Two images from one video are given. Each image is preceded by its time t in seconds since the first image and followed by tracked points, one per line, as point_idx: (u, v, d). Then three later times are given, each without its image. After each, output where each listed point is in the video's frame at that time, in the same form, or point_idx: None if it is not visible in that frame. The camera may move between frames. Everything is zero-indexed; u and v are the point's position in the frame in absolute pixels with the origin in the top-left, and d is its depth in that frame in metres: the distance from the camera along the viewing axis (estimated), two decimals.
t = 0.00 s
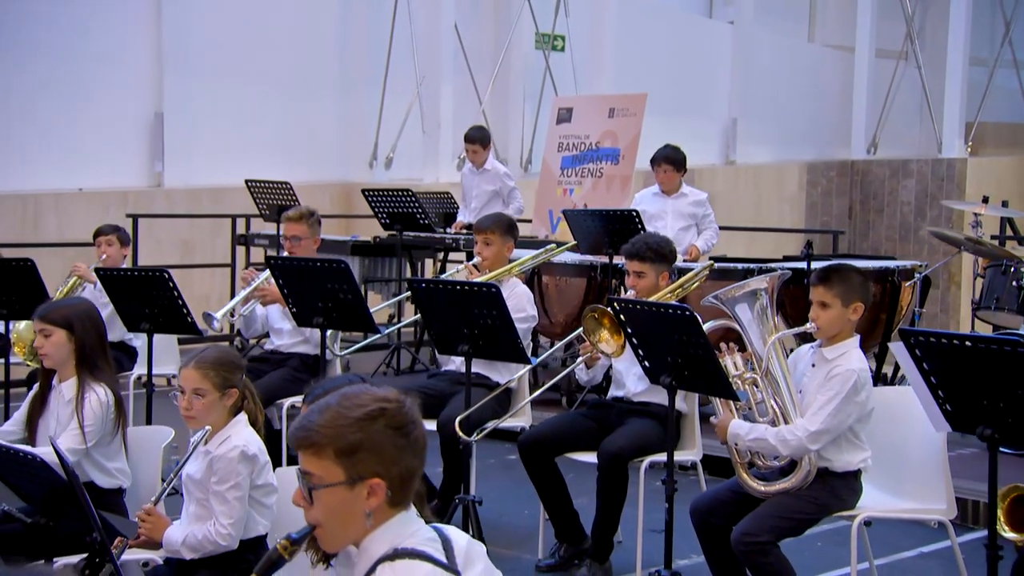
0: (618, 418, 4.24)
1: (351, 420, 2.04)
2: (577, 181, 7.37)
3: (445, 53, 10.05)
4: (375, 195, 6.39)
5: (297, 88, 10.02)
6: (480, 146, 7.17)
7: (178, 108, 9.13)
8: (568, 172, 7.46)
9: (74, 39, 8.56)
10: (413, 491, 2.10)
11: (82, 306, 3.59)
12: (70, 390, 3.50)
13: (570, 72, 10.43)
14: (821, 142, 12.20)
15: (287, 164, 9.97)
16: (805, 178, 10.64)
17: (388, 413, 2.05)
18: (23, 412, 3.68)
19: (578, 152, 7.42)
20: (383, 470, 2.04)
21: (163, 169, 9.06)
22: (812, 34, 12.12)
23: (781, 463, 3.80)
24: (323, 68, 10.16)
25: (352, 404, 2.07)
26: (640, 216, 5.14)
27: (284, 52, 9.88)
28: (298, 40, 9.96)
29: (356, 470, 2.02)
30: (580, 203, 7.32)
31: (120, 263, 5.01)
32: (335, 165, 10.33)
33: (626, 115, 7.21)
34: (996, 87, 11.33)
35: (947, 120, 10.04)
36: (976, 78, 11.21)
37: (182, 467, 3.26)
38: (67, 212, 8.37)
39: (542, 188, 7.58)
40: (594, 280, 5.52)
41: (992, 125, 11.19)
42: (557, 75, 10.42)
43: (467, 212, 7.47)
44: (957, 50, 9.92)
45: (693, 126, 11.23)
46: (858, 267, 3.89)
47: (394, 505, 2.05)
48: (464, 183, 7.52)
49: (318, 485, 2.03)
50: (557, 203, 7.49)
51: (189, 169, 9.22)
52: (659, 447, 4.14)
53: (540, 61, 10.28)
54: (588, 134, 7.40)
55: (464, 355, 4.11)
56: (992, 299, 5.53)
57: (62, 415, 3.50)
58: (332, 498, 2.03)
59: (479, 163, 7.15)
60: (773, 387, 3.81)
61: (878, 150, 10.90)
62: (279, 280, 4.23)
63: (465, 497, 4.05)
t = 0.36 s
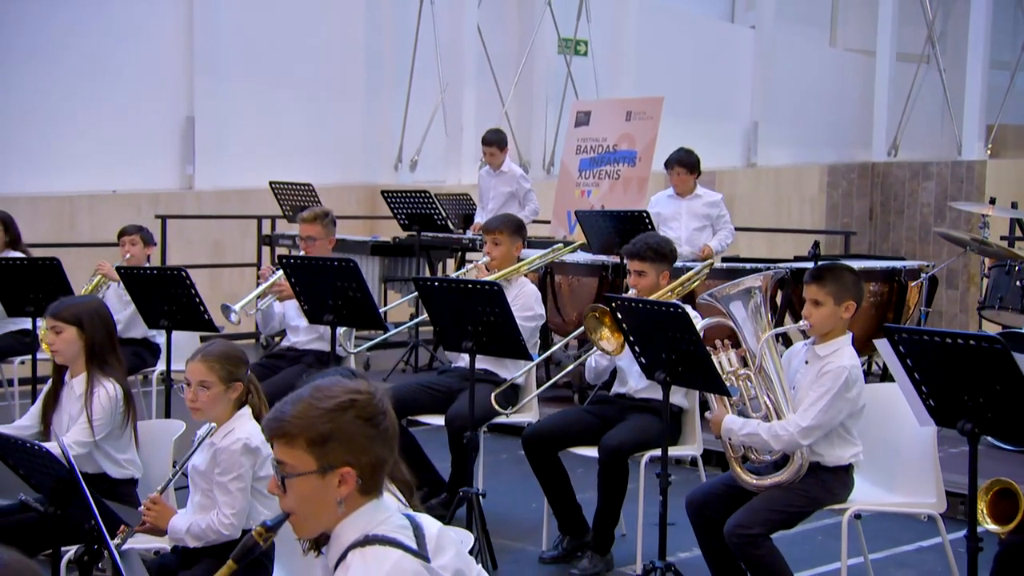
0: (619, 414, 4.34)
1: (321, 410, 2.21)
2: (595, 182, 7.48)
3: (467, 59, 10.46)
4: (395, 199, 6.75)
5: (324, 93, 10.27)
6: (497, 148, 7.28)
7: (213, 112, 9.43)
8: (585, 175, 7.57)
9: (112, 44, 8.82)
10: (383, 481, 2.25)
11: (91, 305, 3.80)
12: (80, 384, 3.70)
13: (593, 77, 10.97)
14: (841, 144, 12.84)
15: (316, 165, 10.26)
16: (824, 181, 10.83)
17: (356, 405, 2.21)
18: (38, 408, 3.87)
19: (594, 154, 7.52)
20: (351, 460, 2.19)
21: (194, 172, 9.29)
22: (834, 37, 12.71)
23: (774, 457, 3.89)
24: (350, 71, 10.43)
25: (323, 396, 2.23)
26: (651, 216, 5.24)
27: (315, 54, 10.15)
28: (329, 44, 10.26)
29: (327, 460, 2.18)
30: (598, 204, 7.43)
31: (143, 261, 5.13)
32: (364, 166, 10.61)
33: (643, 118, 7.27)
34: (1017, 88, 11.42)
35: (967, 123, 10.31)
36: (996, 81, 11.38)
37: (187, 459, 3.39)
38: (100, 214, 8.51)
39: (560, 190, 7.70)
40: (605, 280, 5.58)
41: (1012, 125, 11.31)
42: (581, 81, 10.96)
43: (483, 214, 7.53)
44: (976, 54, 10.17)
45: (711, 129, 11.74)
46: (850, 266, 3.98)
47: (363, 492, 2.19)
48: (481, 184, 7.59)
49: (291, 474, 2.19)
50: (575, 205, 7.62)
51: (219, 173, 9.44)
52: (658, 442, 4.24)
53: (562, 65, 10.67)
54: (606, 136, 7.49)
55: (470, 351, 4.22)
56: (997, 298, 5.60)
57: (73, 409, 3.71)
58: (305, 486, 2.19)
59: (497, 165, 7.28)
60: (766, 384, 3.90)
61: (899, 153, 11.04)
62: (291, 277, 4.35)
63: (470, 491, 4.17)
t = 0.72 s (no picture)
0: (619, 409, 4.44)
1: (295, 400, 2.28)
2: (611, 184, 7.59)
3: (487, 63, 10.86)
4: (412, 201, 7.01)
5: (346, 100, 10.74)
6: (513, 150, 7.40)
7: (240, 117, 9.88)
8: (602, 176, 7.68)
9: (136, 51, 9.23)
10: (356, 471, 2.30)
11: (106, 301, 3.95)
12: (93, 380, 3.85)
13: (612, 78, 11.24)
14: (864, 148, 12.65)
15: (339, 167, 10.74)
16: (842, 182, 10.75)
17: (329, 396, 2.29)
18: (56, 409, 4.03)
19: (610, 157, 7.63)
20: (325, 448, 2.26)
21: (223, 174, 9.74)
22: (856, 41, 12.60)
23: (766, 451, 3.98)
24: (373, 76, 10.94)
25: (297, 387, 2.31)
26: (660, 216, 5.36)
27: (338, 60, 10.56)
28: (353, 50, 10.75)
29: (300, 447, 2.24)
30: (614, 205, 7.54)
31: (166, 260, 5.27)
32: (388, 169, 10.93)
33: (658, 121, 7.37)
34: None
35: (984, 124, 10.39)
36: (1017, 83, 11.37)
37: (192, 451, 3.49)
38: (134, 214, 8.98)
39: (578, 192, 7.82)
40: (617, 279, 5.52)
41: None
42: (600, 83, 11.22)
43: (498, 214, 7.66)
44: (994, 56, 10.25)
45: (729, 133, 11.96)
46: (842, 265, 4.08)
47: (337, 479, 2.26)
48: (496, 187, 7.76)
49: (265, 461, 2.25)
50: (592, 206, 7.74)
51: (246, 173, 9.93)
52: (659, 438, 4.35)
53: (583, 69, 10.96)
54: (622, 139, 7.60)
55: (472, 347, 4.34)
56: (1002, 297, 5.66)
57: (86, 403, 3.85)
58: (279, 473, 2.25)
59: (513, 168, 7.42)
60: (758, 379, 4.00)
61: (919, 154, 11.12)
62: (301, 275, 4.47)
63: (472, 483, 4.28)
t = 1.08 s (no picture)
0: (620, 404, 4.55)
1: (273, 391, 2.32)
2: (626, 185, 7.70)
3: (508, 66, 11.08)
4: (429, 202, 7.15)
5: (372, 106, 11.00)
6: (528, 152, 7.53)
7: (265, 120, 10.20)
8: (618, 177, 7.80)
9: (165, 55, 9.52)
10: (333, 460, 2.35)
11: (121, 298, 4.13)
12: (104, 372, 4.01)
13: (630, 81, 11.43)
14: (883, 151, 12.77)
15: (365, 169, 11.00)
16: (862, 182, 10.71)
17: (305, 386, 2.33)
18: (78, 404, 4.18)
19: (625, 158, 7.74)
20: (301, 437, 2.30)
21: (250, 176, 10.07)
22: (874, 45, 12.73)
23: (758, 445, 4.08)
24: (399, 80, 11.22)
25: (275, 378, 2.35)
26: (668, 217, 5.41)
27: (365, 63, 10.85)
28: (377, 56, 10.99)
29: (277, 435, 2.29)
30: (628, 206, 7.66)
31: (187, 259, 5.42)
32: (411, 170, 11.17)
33: (672, 123, 7.47)
34: None
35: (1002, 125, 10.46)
36: None
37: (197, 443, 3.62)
38: (161, 214, 9.19)
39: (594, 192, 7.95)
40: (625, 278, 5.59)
41: None
42: (619, 87, 11.39)
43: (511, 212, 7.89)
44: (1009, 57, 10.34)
45: (745, 136, 12.13)
46: (834, 264, 4.17)
47: (313, 467, 2.31)
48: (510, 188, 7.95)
49: (244, 449, 2.30)
50: (607, 207, 7.87)
51: (273, 175, 10.25)
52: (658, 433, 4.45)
53: (603, 72, 11.13)
54: (637, 140, 7.70)
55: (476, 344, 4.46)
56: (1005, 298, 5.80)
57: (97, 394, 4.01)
58: (257, 461, 2.30)
59: (528, 170, 7.55)
60: (751, 375, 4.10)
61: (937, 156, 11.21)
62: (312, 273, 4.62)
63: (475, 476, 4.40)
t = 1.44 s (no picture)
0: (621, 399, 4.66)
1: (254, 382, 2.39)
2: (640, 186, 7.85)
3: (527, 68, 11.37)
4: (446, 202, 7.30)
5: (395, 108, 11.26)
6: (543, 153, 7.67)
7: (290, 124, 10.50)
8: (632, 179, 7.96)
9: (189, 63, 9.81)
10: (313, 448, 2.43)
11: (134, 294, 4.27)
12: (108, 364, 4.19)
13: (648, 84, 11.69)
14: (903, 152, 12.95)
15: (388, 171, 11.32)
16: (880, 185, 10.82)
17: (285, 377, 2.40)
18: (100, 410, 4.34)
19: (639, 160, 7.90)
20: (281, 427, 2.37)
21: (275, 178, 10.38)
22: (895, 47, 12.92)
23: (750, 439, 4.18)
24: (421, 82, 11.52)
25: (256, 369, 2.42)
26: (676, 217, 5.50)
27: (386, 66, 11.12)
28: (398, 60, 11.29)
29: (258, 426, 2.36)
30: (643, 207, 7.81)
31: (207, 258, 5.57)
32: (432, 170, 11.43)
33: (686, 125, 7.61)
34: None
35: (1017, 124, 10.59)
36: None
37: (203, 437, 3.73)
38: (189, 214, 9.51)
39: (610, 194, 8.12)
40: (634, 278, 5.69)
41: None
42: (637, 90, 11.65)
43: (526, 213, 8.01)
44: None
45: (762, 137, 12.34)
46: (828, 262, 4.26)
47: (292, 455, 2.39)
48: (527, 188, 8.07)
49: (227, 438, 2.37)
50: (622, 207, 8.03)
51: (297, 177, 10.53)
52: (658, 428, 4.56)
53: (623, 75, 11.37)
54: (652, 143, 7.85)
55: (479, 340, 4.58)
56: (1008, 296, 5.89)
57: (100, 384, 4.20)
58: (239, 449, 2.38)
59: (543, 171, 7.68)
60: (744, 370, 4.19)
61: (955, 157, 11.36)
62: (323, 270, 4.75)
63: (478, 469, 4.52)
